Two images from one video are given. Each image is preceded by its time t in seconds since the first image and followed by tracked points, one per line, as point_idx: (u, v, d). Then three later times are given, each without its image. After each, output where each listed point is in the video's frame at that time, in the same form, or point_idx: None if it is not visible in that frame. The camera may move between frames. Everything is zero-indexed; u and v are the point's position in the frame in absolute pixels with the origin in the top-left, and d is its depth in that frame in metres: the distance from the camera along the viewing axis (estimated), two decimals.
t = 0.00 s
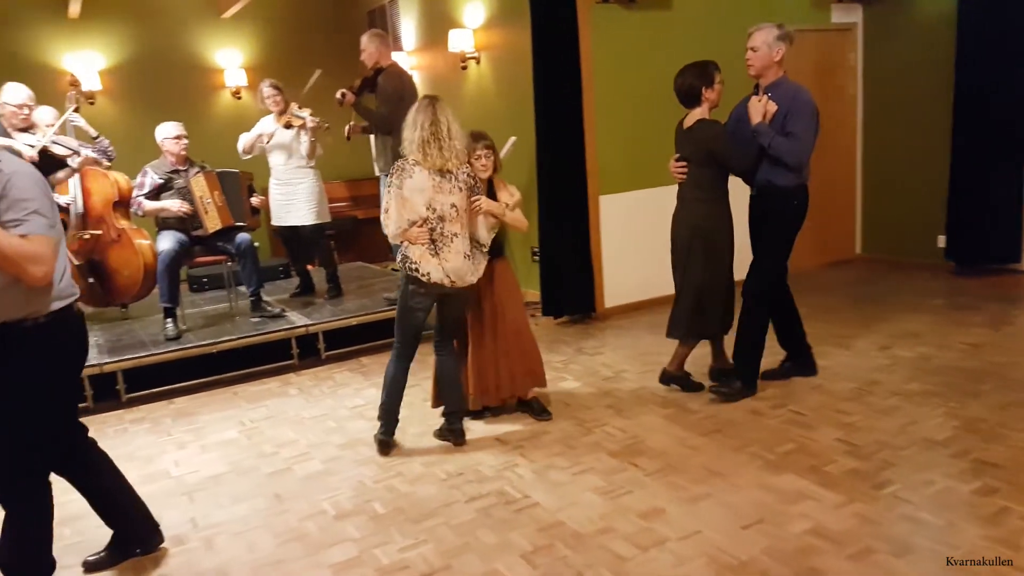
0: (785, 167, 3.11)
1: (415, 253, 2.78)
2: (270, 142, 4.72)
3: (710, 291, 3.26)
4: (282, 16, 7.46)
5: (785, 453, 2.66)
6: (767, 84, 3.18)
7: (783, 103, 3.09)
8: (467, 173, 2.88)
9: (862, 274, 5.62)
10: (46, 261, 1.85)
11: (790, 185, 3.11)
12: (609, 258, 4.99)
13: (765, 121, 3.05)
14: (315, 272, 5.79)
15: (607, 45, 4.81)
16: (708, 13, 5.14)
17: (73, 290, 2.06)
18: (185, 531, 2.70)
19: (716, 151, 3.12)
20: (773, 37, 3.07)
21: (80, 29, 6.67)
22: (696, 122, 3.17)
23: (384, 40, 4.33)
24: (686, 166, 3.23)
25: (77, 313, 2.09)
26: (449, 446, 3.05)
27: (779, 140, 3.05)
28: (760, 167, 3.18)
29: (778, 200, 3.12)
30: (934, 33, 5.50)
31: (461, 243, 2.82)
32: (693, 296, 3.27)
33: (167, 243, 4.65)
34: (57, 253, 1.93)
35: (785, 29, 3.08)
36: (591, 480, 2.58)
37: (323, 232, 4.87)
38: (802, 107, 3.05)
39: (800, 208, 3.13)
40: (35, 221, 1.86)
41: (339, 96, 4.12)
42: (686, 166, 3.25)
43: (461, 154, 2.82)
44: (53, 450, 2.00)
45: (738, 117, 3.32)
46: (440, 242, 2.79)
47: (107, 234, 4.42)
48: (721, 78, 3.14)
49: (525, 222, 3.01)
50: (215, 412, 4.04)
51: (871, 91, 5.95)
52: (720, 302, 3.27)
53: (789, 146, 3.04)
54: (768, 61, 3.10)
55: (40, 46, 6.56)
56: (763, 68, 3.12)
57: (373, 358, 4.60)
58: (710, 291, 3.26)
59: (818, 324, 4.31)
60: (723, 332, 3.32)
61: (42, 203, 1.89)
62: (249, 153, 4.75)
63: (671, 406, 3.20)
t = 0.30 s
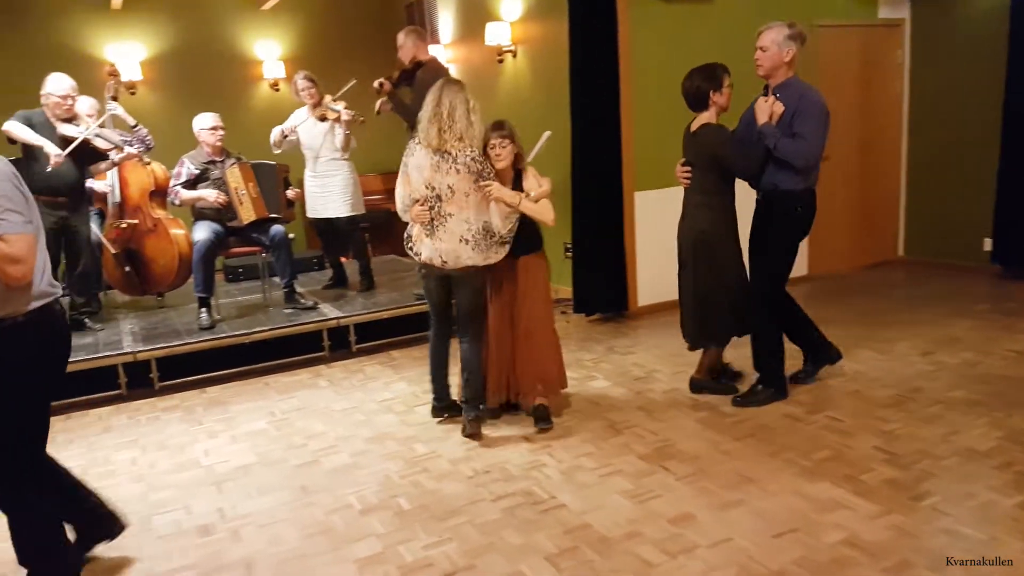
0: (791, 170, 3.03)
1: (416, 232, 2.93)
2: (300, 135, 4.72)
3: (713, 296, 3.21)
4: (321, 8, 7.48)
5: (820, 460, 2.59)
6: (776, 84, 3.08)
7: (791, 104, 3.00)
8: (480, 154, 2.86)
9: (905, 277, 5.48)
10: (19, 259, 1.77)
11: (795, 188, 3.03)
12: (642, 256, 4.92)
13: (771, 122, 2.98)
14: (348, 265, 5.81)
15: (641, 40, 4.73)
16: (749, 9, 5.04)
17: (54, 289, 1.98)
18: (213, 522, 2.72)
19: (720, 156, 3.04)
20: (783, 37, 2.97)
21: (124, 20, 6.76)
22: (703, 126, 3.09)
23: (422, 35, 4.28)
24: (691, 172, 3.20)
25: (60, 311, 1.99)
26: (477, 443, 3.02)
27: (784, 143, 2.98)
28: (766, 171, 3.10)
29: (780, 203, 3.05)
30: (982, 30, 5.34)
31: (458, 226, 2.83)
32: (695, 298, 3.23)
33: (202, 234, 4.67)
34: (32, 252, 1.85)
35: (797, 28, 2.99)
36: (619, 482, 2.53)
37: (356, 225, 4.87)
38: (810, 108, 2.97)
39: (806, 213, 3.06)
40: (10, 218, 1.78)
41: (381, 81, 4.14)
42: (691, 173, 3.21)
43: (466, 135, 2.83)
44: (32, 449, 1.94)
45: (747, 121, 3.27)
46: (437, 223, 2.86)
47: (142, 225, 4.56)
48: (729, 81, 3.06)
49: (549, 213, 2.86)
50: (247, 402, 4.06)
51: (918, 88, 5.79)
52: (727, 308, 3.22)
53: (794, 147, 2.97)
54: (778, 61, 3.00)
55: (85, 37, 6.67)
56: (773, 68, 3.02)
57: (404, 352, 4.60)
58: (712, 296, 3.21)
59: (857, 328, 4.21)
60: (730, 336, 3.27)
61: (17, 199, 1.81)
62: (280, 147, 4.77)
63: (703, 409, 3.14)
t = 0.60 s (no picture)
0: (790, 161, 2.96)
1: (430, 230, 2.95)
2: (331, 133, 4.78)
3: (716, 291, 3.15)
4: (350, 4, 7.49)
5: (853, 460, 2.53)
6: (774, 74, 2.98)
7: (787, 92, 2.91)
8: (486, 153, 2.83)
9: (941, 272, 5.36)
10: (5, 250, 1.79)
11: (793, 178, 2.95)
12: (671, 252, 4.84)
13: (768, 111, 2.92)
14: (376, 260, 5.81)
15: (673, 37, 4.65)
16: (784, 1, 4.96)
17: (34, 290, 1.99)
18: (239, 518, 2.73)
19: (714, 146, 3.04)
20: (777, 26, 2.88)
21: (156, 18, 6.83)
22: (700, 115, 3.09)
23: (448, 26, 4.26)
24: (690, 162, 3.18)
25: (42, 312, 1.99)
26: (504, 440, 3.00)
27: (780, 131, 2.92)
28: (762, 163, 3.04)
29: (780, 196, 2.97)
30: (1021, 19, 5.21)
31: (458, 228, 2.81)
32: (698, 292, 3.19)
33: (231, 230, 4.65)
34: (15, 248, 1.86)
35: (791, 16, 2.89)
36: (647, 481, 2.50)
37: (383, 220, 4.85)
38: (807, 97, 2.87)
39: (807, 204, 2.96)
40: None
41: (405, 79, 4.18)
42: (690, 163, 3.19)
43: (469, 136, 2.80)
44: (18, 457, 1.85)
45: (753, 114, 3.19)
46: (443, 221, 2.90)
47: (171, 220, 4.72)
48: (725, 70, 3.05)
49: (554, 209, 2.80)
50: (275, 397, 4.08)
51: (956, 77, 5.66)
52: (725, 301, 3.14)
53: (788, 137, 2.90)
54: (772, 51, 2.91)
55: (117, 35, 6.74)
56: (768, 58, 2.93)
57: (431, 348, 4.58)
58: (712, 290, 3.15)
59: (893, 324, 4.12)
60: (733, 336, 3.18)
61: None
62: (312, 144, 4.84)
63: (734, 407, 3.08)
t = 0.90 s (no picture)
0: (777, 164, 2.97)
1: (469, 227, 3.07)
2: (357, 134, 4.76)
3: (710, 295, 3.07)
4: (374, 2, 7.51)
5: (882, 459, 2.49)
6: (760, 77, 3.02)
7: (776, 95, 2.94)
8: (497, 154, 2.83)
9: (972, 267, 5.25)
10: None
11: (782, 180, 2.97)
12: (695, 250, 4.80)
13: (757, 115, 2.92)
14: (399, 258, 5.82)
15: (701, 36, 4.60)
16: None
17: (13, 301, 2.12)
18: (264, 514, 2.74)
19: (703, 149, 2.93)
20: (764, 28, 2.90)
21: (181, 19, 6.89)
22: (687, 121, 2.97)
23: (466, 22, 4.21)
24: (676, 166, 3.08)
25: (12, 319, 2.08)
26: (526, 438, 2.98)
27: (771, 135, 2.92)
28: (750, 165, 3.02)
29: (767, 198, 2.99)
30: None
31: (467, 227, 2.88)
32: (694, 298, 3.11)
33: (257, 228, 4.68)
34: None
35: (778, 19, 2.92)
36: (670, 480, 2.47)
37: (404, 218, 4.86)
38: (796, 101, 2.91)
39: (792, 205, 3.00)
40: None
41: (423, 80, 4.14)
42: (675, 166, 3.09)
43: (479, 138, 2.83)
44: None
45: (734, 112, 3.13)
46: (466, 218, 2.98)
47: (198, 219, 4.78)
48: (712, 73, 2.92)
49: (540, 211, 2.71)
50: (299, 394, 4.09)
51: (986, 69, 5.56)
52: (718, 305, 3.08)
53: (781, 141, 2.91)
54: (760, 53, 2.94)
55: (144, 36, 6.81)
56: (755, 60, 2.96)
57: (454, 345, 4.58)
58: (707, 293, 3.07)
59: (923, 320, 4.05)
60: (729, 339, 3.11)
61: None
62: (335, 144, 4.75)
63: (759, 405, 3.05)
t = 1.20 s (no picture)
0: (769, 153, 2.96)
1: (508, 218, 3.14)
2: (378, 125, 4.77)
3: (702, 288, 3.00)
4: None
5: (904, 455, 2.45)
6: (748, 66, 3.01)
7: (767, 84, 2.93)
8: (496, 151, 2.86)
9: (998, 260, 5.17)
10: None
11: (774, 170, 2.96)
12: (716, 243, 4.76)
13: (748, 103, 2.93)
14: (417, 253, 5.82)
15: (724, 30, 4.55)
16: None
17: None
18: (283, 508, 2.76)
19: (697, 138, 2.88)
20: (754, 16, 2.89)
21: (200, 15, 6.92)
22: (677, 110, 2.91)
23: (479, 14, 4.19)
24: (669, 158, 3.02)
25: None
26: (543, 434, 2.97)
27: (763, 125, 2.92)
28: (741, 156, 3.01)
29: (759, 188, 2.99)
30: None
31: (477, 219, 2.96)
32: (685, 291, 3.01)
33: (275, 224, 4.71)
34: None
35: (766, 7, 2.91)
36: (688, 476, 2.45)
37: (423, 212, 4.86)
38: (786, 90, 2.90)
39: (783, 193, 3.00)
40: None
41: (436, 71, 4.21)
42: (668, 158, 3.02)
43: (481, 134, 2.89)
44: None
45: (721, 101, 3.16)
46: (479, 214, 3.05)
47: (218, 215, 4.79)
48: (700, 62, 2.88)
49: (507, 218, 2.68)
50: (318, 389, 4.11)
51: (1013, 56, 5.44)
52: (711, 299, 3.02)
53: (774, 129, 2.91)
54: (750, 41, 2.92)
55: (164, 33, 6.85)
56: (744, 48, 2.94)
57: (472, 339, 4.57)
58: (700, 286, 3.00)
59: (947, 314, 3.99)
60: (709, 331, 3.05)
61: None
62: (361, 135, 4.80)
63: (780, 400, 3.01)
